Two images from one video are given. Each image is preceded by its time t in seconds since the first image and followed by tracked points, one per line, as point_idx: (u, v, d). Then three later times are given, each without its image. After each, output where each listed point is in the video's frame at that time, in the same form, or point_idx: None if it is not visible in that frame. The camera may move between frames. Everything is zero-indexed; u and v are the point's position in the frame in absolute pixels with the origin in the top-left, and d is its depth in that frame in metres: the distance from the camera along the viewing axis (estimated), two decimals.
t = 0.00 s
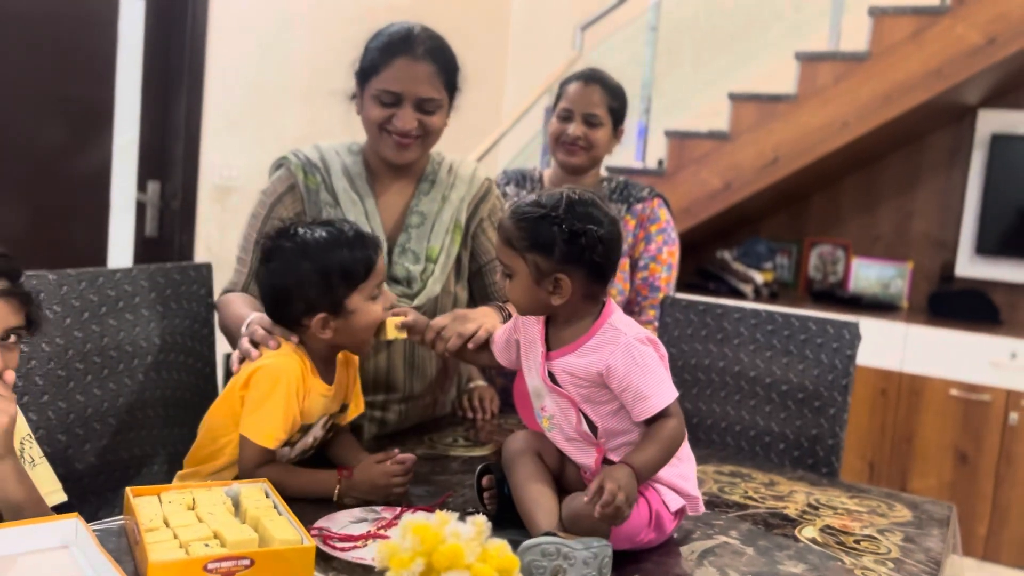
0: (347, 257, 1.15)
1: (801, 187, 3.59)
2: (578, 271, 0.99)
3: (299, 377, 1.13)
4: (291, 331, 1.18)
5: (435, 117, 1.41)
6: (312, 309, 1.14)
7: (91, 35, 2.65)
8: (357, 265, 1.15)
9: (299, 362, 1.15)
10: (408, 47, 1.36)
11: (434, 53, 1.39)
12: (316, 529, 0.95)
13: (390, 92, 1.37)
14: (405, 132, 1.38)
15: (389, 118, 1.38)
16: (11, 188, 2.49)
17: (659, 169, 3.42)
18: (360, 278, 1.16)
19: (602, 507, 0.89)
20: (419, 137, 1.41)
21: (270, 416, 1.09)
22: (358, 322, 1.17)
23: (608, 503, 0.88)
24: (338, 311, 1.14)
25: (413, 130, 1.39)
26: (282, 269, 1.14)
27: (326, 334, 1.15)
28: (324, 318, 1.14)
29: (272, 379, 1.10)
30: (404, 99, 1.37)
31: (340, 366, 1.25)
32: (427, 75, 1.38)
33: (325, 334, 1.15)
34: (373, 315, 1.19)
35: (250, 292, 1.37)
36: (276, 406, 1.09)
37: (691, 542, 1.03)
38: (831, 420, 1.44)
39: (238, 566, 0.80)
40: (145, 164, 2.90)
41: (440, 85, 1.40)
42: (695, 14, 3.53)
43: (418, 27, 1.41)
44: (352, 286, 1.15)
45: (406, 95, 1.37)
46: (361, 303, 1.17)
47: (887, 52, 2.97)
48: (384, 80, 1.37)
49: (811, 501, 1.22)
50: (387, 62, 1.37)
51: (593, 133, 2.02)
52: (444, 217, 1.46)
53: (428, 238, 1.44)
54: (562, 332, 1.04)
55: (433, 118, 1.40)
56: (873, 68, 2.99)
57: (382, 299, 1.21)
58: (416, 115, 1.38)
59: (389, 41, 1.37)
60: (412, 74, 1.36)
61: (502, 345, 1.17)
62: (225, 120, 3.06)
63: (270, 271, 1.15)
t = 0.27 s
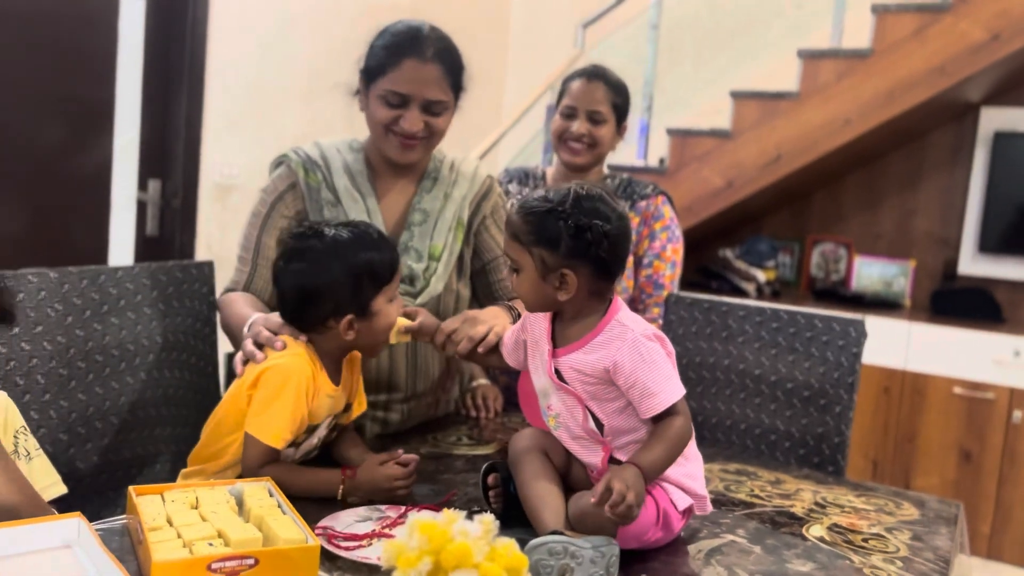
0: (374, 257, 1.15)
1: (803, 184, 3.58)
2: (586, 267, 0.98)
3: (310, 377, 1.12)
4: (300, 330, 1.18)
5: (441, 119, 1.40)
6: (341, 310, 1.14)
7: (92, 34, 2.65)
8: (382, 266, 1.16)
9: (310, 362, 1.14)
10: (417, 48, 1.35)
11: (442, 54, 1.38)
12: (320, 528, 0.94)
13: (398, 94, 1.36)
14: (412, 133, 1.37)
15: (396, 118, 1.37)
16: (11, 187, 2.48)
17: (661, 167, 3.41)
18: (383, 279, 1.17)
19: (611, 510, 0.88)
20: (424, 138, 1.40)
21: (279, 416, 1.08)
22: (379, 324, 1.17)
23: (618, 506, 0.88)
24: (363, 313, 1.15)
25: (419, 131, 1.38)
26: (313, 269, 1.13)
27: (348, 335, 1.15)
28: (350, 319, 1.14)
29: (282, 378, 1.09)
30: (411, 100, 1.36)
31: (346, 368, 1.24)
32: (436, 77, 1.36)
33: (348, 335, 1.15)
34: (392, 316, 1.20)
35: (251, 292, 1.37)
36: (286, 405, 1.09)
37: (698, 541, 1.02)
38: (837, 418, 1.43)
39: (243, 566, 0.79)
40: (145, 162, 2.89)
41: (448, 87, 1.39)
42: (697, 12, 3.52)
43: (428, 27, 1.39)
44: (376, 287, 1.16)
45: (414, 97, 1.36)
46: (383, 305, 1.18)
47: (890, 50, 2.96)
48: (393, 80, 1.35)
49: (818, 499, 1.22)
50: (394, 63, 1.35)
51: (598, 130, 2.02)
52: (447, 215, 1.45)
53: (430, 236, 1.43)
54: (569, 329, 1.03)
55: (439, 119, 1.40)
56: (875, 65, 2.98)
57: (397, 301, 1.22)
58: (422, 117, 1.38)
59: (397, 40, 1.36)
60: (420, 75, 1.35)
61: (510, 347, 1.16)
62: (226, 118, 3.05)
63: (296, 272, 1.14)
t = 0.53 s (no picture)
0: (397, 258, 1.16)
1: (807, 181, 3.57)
2: (591, 259, 0.97)
3: (320, 376, 1.12)
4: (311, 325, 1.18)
5: (453, 120, 1.39)
6: (366, 307, 1.14)
7: (93, 31, 2.64)
8: (404, 266, 1.17)
9: (321, 360, 1.13)
10: (433, 50, 1.34)
11: (458, 56, 1.36)
12: (326, 527, 0.93)
13: (411, 94, 1.34)
14: (423, 134, 1.36)
15: (409, 118, 1.36)
16: (13, 186, 2.47)
17: (664, 164, 3.39)
18: (404, 279, 1.18)
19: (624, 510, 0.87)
20: (434, 138, 1.39)
21: (289, 414, 1.07)
22: (397, 324, 1.18)
23: (631, 505, 0.86)
24: (384, 313, 1.16)
25: (431, 133, 1.37)
26: (341, 264, 1.13)
27: (365, 333, 1.16)
28: (372, 318, 1.15)
29: (293, 376, 1.08)
30: (424, 101, 1.35)
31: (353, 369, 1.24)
32: (451, 79, 1.35)
33: (365, 333, 1.15)
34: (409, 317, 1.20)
35: (256, 289, 1.36)
36: (296, 404, 1.08)
37: (708, 539, 1.01)
38: (846, 415, 1.42)
39: (248, 565, 0.78)
40: (147, 160, 2.88)
41: (462, 90, 1.38)
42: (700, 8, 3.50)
43: (443, 25, 1.38)
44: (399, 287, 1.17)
45: (428, 98, 1.34)
46: (402, 305, 1.18)
47: (895, 46, 2.94)
48: (407, 80, 1.34)
49: (828, 497, 1.20)
50: (410, 63, 1.34)
51: (602, 126, 2.00)
52: (453, 212, 1.44)
53: (437, 232, 1.42)
54: (575, 325, 1.02)
55: (451, 120, 1.39)
56: (880, 62, 2.96)
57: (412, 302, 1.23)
58: (434, 118, 1.36)
59: (413, 39, 1.34)
60: (435, 77, 1.34)
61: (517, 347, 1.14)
62: (227, 115, 3.04)
63: (324, 267, 1.14)
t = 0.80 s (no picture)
0: (410, 258, 1.15)
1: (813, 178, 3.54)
2: (598, 253, 0.96)
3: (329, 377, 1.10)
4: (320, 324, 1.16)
5: (463, 121, 1.37)
6: (379, 308, 1.13)
7: (94, 29, 2.62)
8: (415, 268, 1.16)
9: (330, 360, 1.11)
10: (446, 53, 1.31)
11: (472, 58, 1.34)
12: (331, 529, 0.91)
13: (422, 94, 1.32)
14: (433, 134, 1.34)
15: (420, 119, 1.34)
16: (14, 185, 2.46)
17: (668, 161, 3.38)
18: (415, 279, 1.17)
19: (650, 514, 0.85)
20: (445, 139, 1.38)
21: (298, 415, 1.05)
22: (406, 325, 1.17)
23: (657, 509, 0.84)
24: (395, 314, 1.15)
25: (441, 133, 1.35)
26: (356, 264, 1.12)
27: (375, 334, 1.15)
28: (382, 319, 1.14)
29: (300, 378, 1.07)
30: (436, 102, 1.32)
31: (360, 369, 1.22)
32: (464, 81, 1.33)
33: (376, 334, 1.14)
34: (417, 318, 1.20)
35: (262, 285, 1.34)
36: (305, 406, 1.06)
37: (720, 540, 0.99)
38: (857, 414, 1.40)
39: (252, 567, 0.76)
40: (148, 158, 2.87)
41: (474, 92, 1.36)
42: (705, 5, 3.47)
43: (458, 24, 1.35)
44: (411, 287, 1.16)
45: (440, 100, 1.32)
46: (412, 307, 1.18)
47: (901, 41, 2.92)
48: (418, 80, 1.31)
49: (840, 496, 1.19)
50: (423, 63, 1.31)
51: (612, 124, 1.99)
52: (463, 209, 1.42)
53: (446, 229, 1.40)
54: (586, 321, 1.01)
55: (462, 121, 1.37)
56: (886, 57, 2.94)
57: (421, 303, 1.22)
58: (445, 119, 1.34)
59: (425, 38, 1.32)
60: (447, 79, 1.32)
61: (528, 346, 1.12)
62: (229, 114, 3.02)
63: (338, 266, 1.12)
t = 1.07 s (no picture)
0: (371, 244, 1.08)
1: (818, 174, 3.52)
2: (610, 247, 0.94)
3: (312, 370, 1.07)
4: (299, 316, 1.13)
5: (470, 116, 1.35)
6: (336, 294, 1.08)
7: (94, 26, 2.60)
8: (382, 253, 1.09)
9: (311, 353, 1.09)
10: (453, 45, 1.29)
11: (480, 52, 1.32)
12: (334, 531, 0.89)
13: (429, 88, 1.30)
14: (439, 130, 1.32)
15: (424, 113, 1.32)
16: (15, 184, 2.44)
17: (673, 158, 3.35)
18: (380, 265, 1.09)
19: (676, 515, 0.83)
20: (451, 134, 1.36)
21: (286, 413, 1.03)
22: (375, 313, 1.11)
23: (684, 508, 0.82)
24: (358, 302, 1.09)
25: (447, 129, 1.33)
26: (309, 250, 1.07)
27: (336, 318, 1.10)
28: (343, 307, 1.09)
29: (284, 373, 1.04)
30: (443, 97, 1.30)
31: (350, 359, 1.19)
32: (472, 76, 1.31)
33: (335, 318, 1.09)
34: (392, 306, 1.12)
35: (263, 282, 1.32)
36: (292, 402, 1.04)
37: (731, 541, 0.97)
38: (868, 412, 1.38)
39: (253, 572, 0.74)
40: (150, 157, 2.85)
41: (481, 88, 1.34)
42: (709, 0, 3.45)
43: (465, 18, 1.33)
44: (373, 274, 1.08)
45: (447, 95, 1.30)
46: (381, 294, 1.10)
47: (908, 36, 2.89)
48: (425, 74, 1.30)
49: (851, 496, 1.16)
50: (430, 58, 1.29)
51: (621, 120, 1.97)
52: (467, 207, 1.40)
53: (449, 228, 1.39)
54: (595, 316, 0.99)
55: (467, 117, 1.35)
56: (892, 53, 2.91)
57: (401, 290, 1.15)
58: (451, 114, 1.32)
59: (433, 33, 1.29)
60: (455, 73, 1.29)
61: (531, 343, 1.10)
62: (231, 111, 3.00)
63: (292, 252, 1.07)
